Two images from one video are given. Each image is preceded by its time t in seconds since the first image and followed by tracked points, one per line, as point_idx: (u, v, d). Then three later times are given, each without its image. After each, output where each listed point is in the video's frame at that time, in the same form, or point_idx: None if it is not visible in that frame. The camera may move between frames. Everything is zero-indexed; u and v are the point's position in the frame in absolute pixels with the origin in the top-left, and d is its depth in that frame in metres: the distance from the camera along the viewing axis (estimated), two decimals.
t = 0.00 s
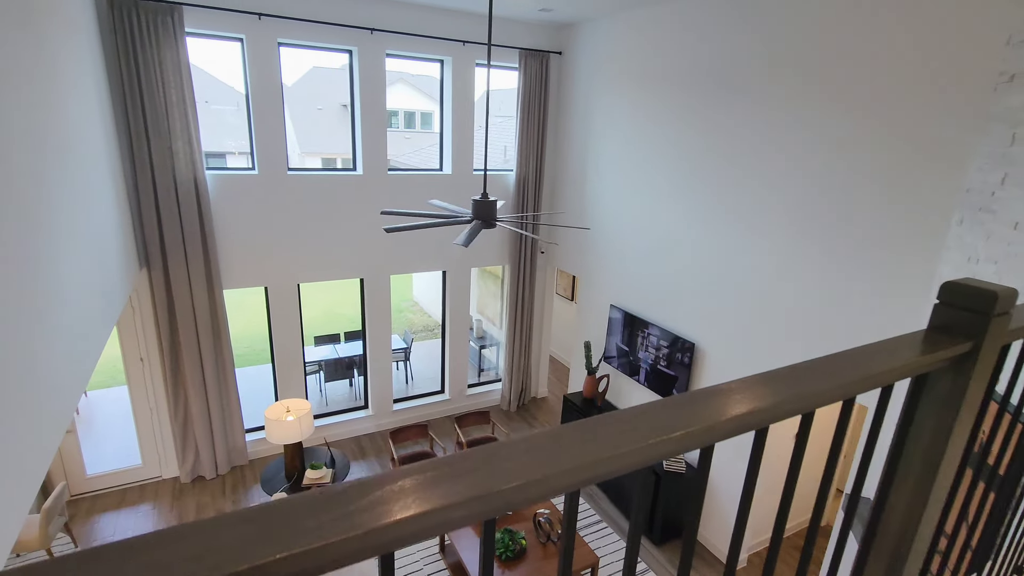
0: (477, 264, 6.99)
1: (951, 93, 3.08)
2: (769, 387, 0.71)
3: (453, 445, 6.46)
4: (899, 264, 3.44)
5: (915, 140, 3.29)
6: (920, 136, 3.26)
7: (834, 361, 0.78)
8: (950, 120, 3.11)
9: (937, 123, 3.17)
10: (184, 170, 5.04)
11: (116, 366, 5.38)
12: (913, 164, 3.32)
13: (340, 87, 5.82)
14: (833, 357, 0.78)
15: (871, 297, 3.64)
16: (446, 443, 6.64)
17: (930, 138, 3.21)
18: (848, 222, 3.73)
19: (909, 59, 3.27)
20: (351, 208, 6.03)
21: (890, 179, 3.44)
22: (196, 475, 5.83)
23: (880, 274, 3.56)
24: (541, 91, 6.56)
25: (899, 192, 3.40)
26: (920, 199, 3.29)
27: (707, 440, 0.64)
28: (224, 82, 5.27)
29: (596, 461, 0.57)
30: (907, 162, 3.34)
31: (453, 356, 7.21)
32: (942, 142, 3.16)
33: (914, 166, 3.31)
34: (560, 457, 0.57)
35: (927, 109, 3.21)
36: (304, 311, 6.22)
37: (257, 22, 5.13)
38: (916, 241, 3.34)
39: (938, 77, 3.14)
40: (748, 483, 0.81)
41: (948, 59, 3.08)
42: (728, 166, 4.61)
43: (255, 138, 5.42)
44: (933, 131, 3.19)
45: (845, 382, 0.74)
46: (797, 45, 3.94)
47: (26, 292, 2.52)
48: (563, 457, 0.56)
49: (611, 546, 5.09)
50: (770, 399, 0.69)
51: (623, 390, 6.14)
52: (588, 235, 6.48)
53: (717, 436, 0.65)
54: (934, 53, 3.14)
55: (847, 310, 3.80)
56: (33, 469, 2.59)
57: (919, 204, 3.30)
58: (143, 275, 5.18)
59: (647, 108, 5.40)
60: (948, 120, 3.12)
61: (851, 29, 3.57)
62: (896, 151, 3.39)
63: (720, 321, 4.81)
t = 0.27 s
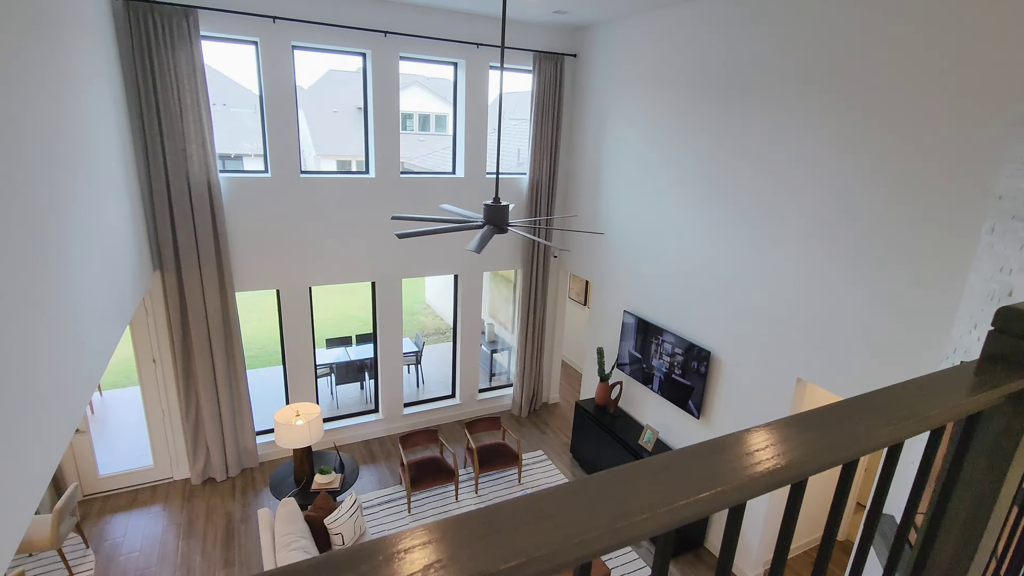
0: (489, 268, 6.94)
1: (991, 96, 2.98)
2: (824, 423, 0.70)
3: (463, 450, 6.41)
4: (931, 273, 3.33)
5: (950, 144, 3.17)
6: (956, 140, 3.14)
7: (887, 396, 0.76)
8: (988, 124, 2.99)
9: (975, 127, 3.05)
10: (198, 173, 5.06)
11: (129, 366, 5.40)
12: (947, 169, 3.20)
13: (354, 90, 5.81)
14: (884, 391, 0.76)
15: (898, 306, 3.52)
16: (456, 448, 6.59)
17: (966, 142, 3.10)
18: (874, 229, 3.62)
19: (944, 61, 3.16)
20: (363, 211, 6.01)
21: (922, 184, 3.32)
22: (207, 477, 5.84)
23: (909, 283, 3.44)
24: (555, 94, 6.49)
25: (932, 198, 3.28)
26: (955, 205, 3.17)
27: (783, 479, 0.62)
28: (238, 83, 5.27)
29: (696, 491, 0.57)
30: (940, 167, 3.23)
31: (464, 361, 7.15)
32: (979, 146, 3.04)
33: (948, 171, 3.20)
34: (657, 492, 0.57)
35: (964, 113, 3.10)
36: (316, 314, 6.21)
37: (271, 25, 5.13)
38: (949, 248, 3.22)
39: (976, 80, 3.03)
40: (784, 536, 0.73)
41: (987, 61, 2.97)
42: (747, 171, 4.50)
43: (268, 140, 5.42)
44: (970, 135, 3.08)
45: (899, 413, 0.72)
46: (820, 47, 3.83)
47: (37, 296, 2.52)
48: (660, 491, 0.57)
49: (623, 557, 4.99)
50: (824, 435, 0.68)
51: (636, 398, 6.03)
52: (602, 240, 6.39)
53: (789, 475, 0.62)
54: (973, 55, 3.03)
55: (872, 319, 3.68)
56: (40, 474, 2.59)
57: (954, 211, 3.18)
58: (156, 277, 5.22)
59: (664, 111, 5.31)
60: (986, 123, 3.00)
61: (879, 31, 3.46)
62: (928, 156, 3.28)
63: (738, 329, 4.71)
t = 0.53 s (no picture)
0: (493, 268, 6.89)
1: (1006, 95, 2.89)
2: (863, 453, 0.66)
3: (467, 453, 6.36)
4: (943, 276, 3.25)
5: (964, 144, 3.09)
6: (969, 141, 3.06)
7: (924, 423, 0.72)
8: (1004, 123, 2.90)
9: (990, 127, 2.97)
10: (201, 174, 5.04)
11: (132, 367, 5.41)
12: (960, 170, 3.12)
13: (358, 90, 5.77)
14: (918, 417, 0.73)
15: (908, 310, 3.44)
16: (460, 451, 6.55)
17: (980, 143, 3.01)
18: (885, 230, 3.54)
19: (958, 58, 3.07)
20: (367, 212, 5.97)
21: (934, 185, 3.24)
22: (210, 479, 5.82)
23: (920, 285, 3.36)
24: (560, 93, 6.43)
25: (945, 199, 3.19)
26: (969, 207, 3.09)
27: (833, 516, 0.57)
28: (242, 82, 5.23)
29: (736, 535, 0.51)
30: (952, 168, 3.15)
31: (468, 362, 7.11)
32: (994, 147, 2.96)
33: (961, 171, 3.11)
34: (696, 533, 0.51)
35: (978, 112, 3.01)
36: (319, 315, 6.18)
37: (274, 25, 5.10)
38: (963, 251, 3.14)
39: (991, 78, 2.95)
40: None
41: (1001, 60, 2.89)
42: (755, 171, 4.43)
43: (271, 140, 5.39)
44: (984, 135, 3.00)
45: (943, 441, 0.68)
46: (831, 45, 3.76)
47: (40, 299, 2.51)
48: (698, 532, 0.51)
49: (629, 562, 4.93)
50: (860, 466, 0.64)
51: (642, 400, 5.97)
52: (607, 241, 6.33)
53: (830, 506, 0.58)
54: (988, 52, 2.94)
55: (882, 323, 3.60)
56: (40, 477, 2.57)
57: (967, 213, 3.10)
58: (159, 278, 5.20)
59: (670, 110, 5.24)
60: (1002, 123, 2.91)
61: (891, 28, 3.39)
62: (940, 157, 3.21)
63: (745, 331, 4.64)
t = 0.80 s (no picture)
0: (494, 269, 6.84)
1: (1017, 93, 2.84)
2: (895, 486, 0.59)
3: (468, 455, 6.32)
4: (952, 278, 3.20)
5: (973, 144, 3.05)
6: (979, 140, 3.02)
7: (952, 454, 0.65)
8: (1015, 122, 2.86)
9: (1000, 127, 2.92)
10: (199, 174, 5.00)
11: (129, 369, 5.37)
12: (969, 170, 3.08)
13: (359, 89, 5.72)
14: (947, 446, 0.66)
15: (916, 311, 3.40)
16: (461, 452, 6.50)
17: (989, 142, 2.97)
18: (891, 230, 3.49)
19: (967, 56, 3.03)
20: (367, 212, 5.93)
21: (943, 185, 3.19)
22: (209, 481, 5.78)
23: (928, 287, 3.32)
24: (561, 92, 6.38)
25: (954, 199, 3.15)
26: (978, 207, 3.05)
27: (872, 563, 0.49)
28: (242, 82, 5.19)
29: None
30: (961, 168, 3.10)
31: (469, 363, 7.06)
32: (1004, 146, 2.91)
33: (970, 171, 3.07)
34: None
35: (988, 111, 2.97)
36: (319, 316, 6.14)
37: (273, 24, 5.06)
38: (971, 252, 3.10)
39: (1001, 76, 2.90)
40: None
41: (1012, 58, 2.84)
42: (759, 171, 4.39)
43: (271, 140, 5.34)
44: (994, 134, 2.95)
45: (989, 468, 0.62)
46: (836, 43, 3.71)
47: (37, 303, 2.47)
48: None
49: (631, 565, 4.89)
50: (890, 503, 0.57)
51: (644, 401, 5.92)
52: (609, 241, 6.28)
53: (863, 551, 0.50)
54: (998, 50, 2.90)
55: (889, 324, 3.56)
56: (38, 484, 2.54)
57: (976, 213, 3.06)
58: (157, 279, 5.16)
59: (673, 109, 5.19)
60: (1012, 122, 2.87)
61: (898, 25, 3.34)
62: (949, 156, 3.16)
63: (749, 332, 4.59)
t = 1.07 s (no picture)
0: (492, 269, 6.79)
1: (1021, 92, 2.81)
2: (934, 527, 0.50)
3: (466, 456, 6.27)
4: (955, 278, 3.17)
5: (976, 143, 3.01)
6: (982, 139, 2.98)
7: (984, 502, 0.60)
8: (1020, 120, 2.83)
9: (1004, 125, 2.89)
10: (193, 175, 4.93)
11: (122, 373, 5.29)
12: (972, 169, 3.04)
13: (355, 89, 5.66)
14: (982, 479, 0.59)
15: (919, 311, 3.36)
16: (459, 455, 6.45)
17: (992, 142, 2.95)
18: (893, 231, 3.47)
19: (970, 54, 2.99)
20: (363, 212, 5.88)
21: (946, 185, 3.16)
22: (205, 485, 5.71)
23: (931, 287, 3.28)
24: (559, 90, 6.33)
25: (957, 199, 3.12)
26: (982, 207, 3.01)
27: None
28: (236, 81, 5.13)
29: None
30: (965, 167, 3.07)
31: (467, 364, 7.01)
32: (1008, 145, 2.88)
33: (974, 169, 3.03)
34: None
35: (992, 110, 2.93)
36: (315, 317, 6.08)
37: (267, 22, 4.99)
38: (975, 252, 3.06)
39: (1005, 74, 2.87)
40: None
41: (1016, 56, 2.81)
42: (759, 170, 4.35)
43: (265, 140, 5.28)
44: (998, 133, 2.92)
45: None
46: (837, 42, 3.68)
47: (27, 309, 2.42)
48: None
49: (632, 568, 4.86)
50: (943, 542, 0.49)
51: (644, 402, 5.88)
52: (608, 240, 6.24)
53: None
54: (1003, 48, 2.86)
55: (892, 325, 3.52)
56: (29, 493, 2.49)
57: (980, 213, 3.02)
58: (151, 282, 5.09)
59: (672, 109, 5.16)
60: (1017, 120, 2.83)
61: (899, 24, 3.31)
62: (952, 155, 3.12)
63: (750, 333, 4.56)
